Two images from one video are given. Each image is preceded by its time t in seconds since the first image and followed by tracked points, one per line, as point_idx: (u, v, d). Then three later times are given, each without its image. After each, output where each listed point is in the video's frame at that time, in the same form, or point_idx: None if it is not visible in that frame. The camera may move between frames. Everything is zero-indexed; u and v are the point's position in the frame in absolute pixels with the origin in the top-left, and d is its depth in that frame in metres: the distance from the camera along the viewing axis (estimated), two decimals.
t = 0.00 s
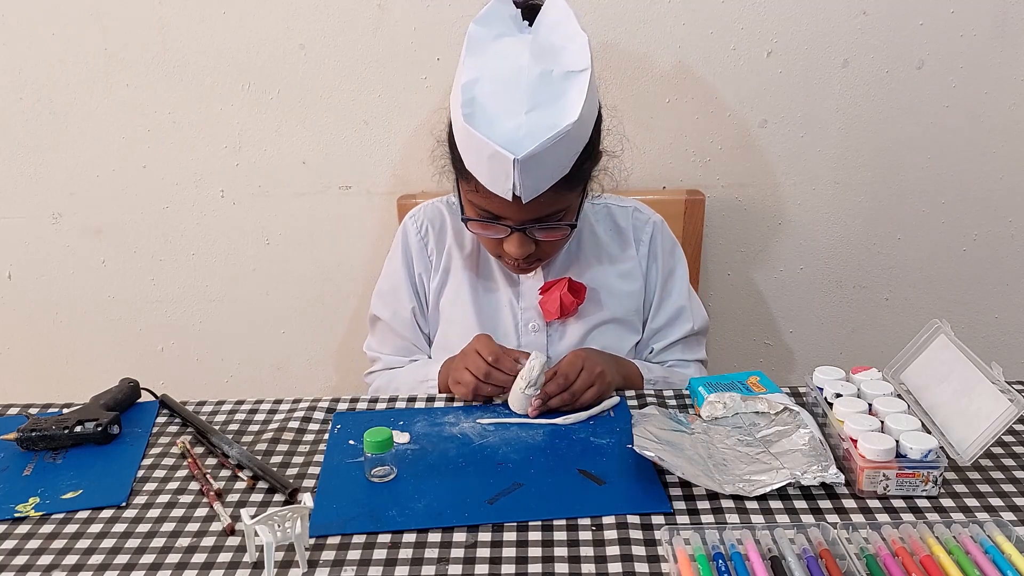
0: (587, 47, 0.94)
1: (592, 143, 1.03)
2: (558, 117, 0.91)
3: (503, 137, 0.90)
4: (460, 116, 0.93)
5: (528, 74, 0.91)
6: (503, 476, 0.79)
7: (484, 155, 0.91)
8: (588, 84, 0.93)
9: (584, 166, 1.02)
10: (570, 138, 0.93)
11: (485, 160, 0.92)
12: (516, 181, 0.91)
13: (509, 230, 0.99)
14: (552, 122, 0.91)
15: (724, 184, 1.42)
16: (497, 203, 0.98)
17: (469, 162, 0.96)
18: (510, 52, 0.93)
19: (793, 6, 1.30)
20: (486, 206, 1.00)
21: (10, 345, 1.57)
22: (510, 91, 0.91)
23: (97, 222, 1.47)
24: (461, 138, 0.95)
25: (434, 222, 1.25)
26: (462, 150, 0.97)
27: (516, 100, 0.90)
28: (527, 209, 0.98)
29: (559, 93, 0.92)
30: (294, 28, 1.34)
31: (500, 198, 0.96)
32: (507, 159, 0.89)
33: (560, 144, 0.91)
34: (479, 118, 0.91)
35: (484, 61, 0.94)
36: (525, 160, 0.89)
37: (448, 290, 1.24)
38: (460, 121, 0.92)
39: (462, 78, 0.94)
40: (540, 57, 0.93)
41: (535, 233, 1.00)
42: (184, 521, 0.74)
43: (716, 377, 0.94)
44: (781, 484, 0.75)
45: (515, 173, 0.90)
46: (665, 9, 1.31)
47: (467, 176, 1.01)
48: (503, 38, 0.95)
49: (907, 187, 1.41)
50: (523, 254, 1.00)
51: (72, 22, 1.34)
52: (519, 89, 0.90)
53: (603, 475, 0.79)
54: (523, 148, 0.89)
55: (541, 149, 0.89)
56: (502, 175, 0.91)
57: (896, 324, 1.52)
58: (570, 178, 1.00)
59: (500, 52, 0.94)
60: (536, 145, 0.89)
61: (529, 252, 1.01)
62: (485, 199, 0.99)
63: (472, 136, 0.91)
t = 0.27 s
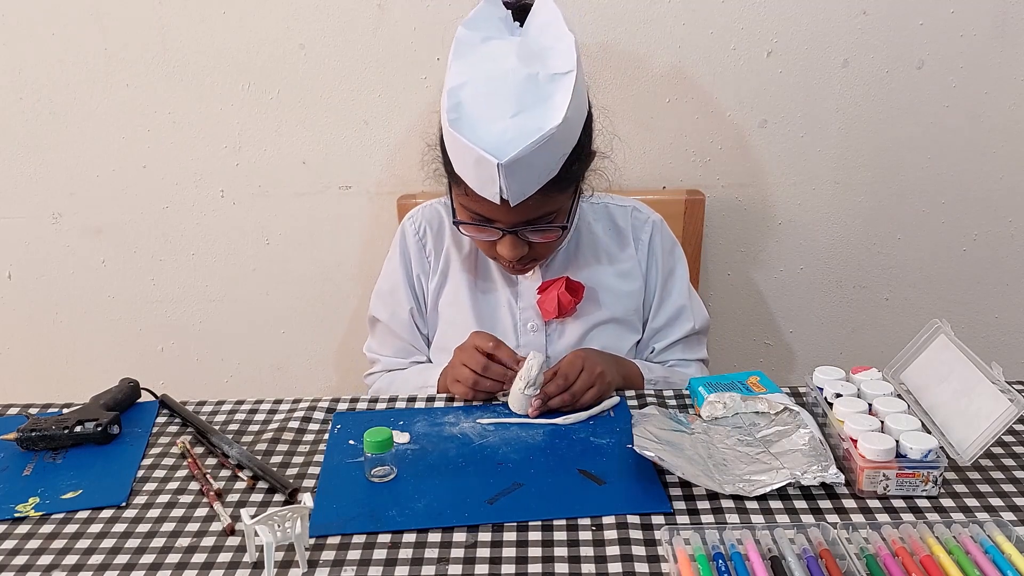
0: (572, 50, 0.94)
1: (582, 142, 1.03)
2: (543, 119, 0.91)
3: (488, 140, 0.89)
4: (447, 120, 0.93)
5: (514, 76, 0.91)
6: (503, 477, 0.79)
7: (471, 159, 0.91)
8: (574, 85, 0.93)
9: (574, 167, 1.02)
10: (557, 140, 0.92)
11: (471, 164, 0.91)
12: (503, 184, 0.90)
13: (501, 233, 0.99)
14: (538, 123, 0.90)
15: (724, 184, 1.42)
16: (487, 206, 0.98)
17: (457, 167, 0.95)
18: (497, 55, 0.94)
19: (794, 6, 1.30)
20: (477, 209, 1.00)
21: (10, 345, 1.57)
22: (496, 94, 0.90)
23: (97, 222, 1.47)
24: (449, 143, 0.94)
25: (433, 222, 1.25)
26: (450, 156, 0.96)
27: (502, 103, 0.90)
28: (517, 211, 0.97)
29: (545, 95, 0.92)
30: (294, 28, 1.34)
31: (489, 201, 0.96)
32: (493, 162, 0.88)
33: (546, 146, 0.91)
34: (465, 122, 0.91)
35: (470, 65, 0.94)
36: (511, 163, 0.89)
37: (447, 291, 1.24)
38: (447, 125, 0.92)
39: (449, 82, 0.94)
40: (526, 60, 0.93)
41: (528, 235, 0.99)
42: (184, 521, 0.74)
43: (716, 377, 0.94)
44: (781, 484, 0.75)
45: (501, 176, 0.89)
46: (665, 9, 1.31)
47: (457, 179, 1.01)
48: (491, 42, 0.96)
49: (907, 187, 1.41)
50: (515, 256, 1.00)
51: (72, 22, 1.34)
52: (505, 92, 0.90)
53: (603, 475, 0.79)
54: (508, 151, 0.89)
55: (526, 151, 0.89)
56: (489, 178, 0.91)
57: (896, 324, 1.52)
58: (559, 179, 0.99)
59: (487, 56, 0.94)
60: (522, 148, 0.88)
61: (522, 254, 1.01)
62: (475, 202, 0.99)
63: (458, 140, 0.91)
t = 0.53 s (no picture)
0: (568, 47, 0.94)
1: (580, 140, 1.03)
2: (539, 117, 0.91)
3: (484, 139, 0.90)
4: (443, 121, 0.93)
5: (510, 75, 0.91)
6: (503, 476, 0.79)
7: (467, 158, 0.91)
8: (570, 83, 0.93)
9: (572, 165, 1.02)
10: (553, 138, 0.92)
11: (468, 163, 0.92)
12: (499, 183, 0.91)
13: (500, 232, 0.99)
14: (533, 122, 0.90)
15: (724, 184, 1.42)
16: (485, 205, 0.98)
17: (455, 167, 0.96)
18: (492, 55, 0.94)
19: (793, 6, 1.30)
20: (475, 208, 1.00)
21: (10, 345, 1.57)
22: (490, 94, 0.91)
23: (97, 222, 1.47)
24: (446, 142, 0.95)
25: (434, 222, 1.25)
26: (448, 155, 0.97)
27: (497, 102, 0.90)
28: (515, 209, 0.97)
29: (540, 93, 0.92)
30: (294, 28, 1.34)
31: (486, 200, 0.96)
32: (488, 161, 0.89)
33: (542, 145, 0.91)
34: (461, 121, 0.91)
35: (466, 63, 0.94)
36: (506, 162, 0.89)
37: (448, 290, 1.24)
38: (443, 125, 0.92)
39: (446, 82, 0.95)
40: (521, 58, 0.93)
41: (527, 233, 0.99)
42: (184, 521, 0.74)
43: (716, 377, 0.94)
44: (781, 485, 0.75)
45: (497, 175, 0.90)
46: (665, 9, 1.31)
47: (455, 179, 1.01)
48: (488, 41, 0.95)
49: (907, 187, 1.41)
50: (515, 254, 1.00)
51: (73, 22, 1.34)
52: (499, 91, 0.90)
53: (603, 475, 0.79)
54: (503, 150, 0.89)
55: (521, 150, 0.89)
56: (486, 177, 0.91)
57: (895, 324, 1.52)
58: (557, 177, 0.99)
59: (483, 55, 0.94)
60: (516, 147, 0.89)
61: (522, 252, 1.00)
62: (473, 201, 0.99)
63: (454, 140, 0.91)
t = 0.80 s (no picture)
0: (558, 48, 0.94)
1: (575, 139, 1.03)
2: (528, 118, 0.90)
3: (474, 140, 0.90)
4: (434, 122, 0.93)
5: (500, 77, 0.91)
6: (503, 476, 0.79)
7: (458, 159, 0.91)
8: (560, 84, 0.92)
9: (566, 164, 1.02)
10: (544, 139, 0.92)
11: (459, 165, 0.92)
12: (490, 184, 0.91)
13: (496, 232, 0.99)
14: (523, 122, 0.90)
15: (724, 184, 1.42)
16: (481, 206, 0.98)
17: (448, 168, 0.96)
18: (484, 56, 0.94)
19: (794, 6, 1.30)
20: (471, 209, 1.00)
21: (10, 345, 1.57)
22: (481, 94, 0.91)
23: (97, 222, 1.47)
24: (438, 144, 0.95)
25: (434, 222, 1.25)
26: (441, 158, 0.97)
27: (487, 103, 0.90)
28: (511, 209, 0.97)
29: (530, 94, 0.92)
30: (294, 28, 1.34)
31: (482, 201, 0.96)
32: (478, 163, 0.89)
33: (532, 145, 0.91)
34: (452, 122, 0.91)
35: (457, 65, 0.94)
36: (496, 163, 0.89)
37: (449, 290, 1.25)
38: (434, 127, 0.92)
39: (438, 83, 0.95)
40: (512, 59, 0.93)
41: (524, 233, 0.99)
42: (184, 521, 0.74)
43: (716, 377, 0.94)
44: (781, 484, 0.75)
45: (488, 176, 0.90)
46: (665, 9, 1.31)
47: (451, 181, 1.01)
48: (479, 43, 0.96)
49: (907, 187, 1.41)
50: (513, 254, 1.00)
51: (72, 22, 1.34)
52: (490, 92, 0.90)
53: (603, 475, 0.79)
54: (492, 150, 0.89)
55: (511, 151, 0.89)
56: (477, 178, 0.91)
57: (895, 324, 1.52)
58: (551, 177, 1.00)
59: (474, 56, 0.94)
60: (505, 147, 0.89)
61: (520, 252, 1.00)
62: (469, 203, 0.99)
63: (445, 142, 0.91)
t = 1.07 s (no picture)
0: (553, 49, 0.94)
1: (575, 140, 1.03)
2: (526, 120, 0.90)
3: (473, 146, 0.90)
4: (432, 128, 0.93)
5: (496, 81, 0.91)
6: (503, 476, 0.79)
7: (459, 165, 0.91)
8: (556, 85, 0.92)
9: (566, 164, 1.01)
10: (542, 141, 0.92)
11: (460, 170, 0.92)
12: (491, 189, 0.91)
13: (498, 235, 0.99)
14: (520, 126, 0.90)
15: (724, 184, 1.42)
16: (481, 209, 0.98)
17: (448, 173, 0.96)
18: (479, 58, 0.93)
19: (794, 6, 1.30)
20: (472, 212, 1.00)
21: (10, 345, 1.57)
22: (478, 99, 0.91)
23: (97, 222, 1.47)
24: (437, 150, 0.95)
25: (433, 223, 1.25)
26: (441, 163, 0.97)
27: (484, 108, 0.90)
28: (512, 212, 0.97)
29: (527, 97, 0.92)
30: (295, 28, 1.34)
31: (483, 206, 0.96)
32: (478, 169, 0.89)
33: (531, 148, 0.91)
34: (450, 129, 0.91)
35: (453, 70, 0.94)
36: (496, 167, 0.89)
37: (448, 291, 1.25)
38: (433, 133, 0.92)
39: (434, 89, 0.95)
40: (507, 62, 0.93)
41: (525, 235, 0.99)
42: (184, 521, 0.74)
43: (716, 377, 0.94)
44: (781, 484, 0.75)
45: (488, 181, 0.90)
46: (665, 10, 1.31)
47: (451, 185, 1.01)
48: (473, 46, 0.95)
49: (907, 188, 1.41)
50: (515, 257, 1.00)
51: (72, 22, 1.34)
52: (487, 96, 0.90)
53: (603, 475, 0.79)
54: (493, 156, 0.89)
55: (511, 155, 0.89)
56: (477, 183, 0.91)
57: (895, 324, 1.52)
58: (553, 178, 0.99)
59: (469, 60, 0.94)
60: (506, 152, 0.89)
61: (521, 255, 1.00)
62: (470, 206, 0.99)
63: (445, 148, 0.91)
